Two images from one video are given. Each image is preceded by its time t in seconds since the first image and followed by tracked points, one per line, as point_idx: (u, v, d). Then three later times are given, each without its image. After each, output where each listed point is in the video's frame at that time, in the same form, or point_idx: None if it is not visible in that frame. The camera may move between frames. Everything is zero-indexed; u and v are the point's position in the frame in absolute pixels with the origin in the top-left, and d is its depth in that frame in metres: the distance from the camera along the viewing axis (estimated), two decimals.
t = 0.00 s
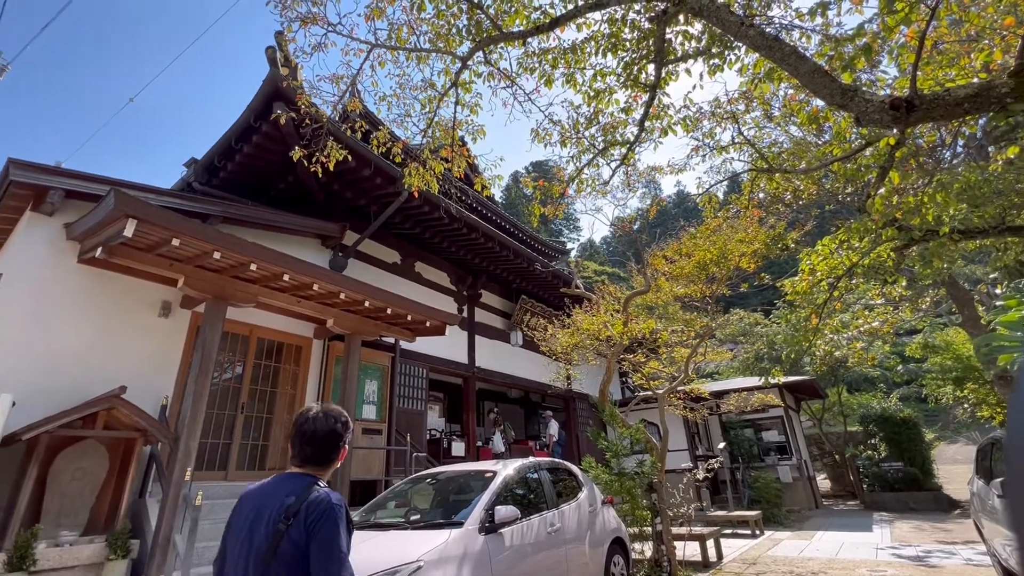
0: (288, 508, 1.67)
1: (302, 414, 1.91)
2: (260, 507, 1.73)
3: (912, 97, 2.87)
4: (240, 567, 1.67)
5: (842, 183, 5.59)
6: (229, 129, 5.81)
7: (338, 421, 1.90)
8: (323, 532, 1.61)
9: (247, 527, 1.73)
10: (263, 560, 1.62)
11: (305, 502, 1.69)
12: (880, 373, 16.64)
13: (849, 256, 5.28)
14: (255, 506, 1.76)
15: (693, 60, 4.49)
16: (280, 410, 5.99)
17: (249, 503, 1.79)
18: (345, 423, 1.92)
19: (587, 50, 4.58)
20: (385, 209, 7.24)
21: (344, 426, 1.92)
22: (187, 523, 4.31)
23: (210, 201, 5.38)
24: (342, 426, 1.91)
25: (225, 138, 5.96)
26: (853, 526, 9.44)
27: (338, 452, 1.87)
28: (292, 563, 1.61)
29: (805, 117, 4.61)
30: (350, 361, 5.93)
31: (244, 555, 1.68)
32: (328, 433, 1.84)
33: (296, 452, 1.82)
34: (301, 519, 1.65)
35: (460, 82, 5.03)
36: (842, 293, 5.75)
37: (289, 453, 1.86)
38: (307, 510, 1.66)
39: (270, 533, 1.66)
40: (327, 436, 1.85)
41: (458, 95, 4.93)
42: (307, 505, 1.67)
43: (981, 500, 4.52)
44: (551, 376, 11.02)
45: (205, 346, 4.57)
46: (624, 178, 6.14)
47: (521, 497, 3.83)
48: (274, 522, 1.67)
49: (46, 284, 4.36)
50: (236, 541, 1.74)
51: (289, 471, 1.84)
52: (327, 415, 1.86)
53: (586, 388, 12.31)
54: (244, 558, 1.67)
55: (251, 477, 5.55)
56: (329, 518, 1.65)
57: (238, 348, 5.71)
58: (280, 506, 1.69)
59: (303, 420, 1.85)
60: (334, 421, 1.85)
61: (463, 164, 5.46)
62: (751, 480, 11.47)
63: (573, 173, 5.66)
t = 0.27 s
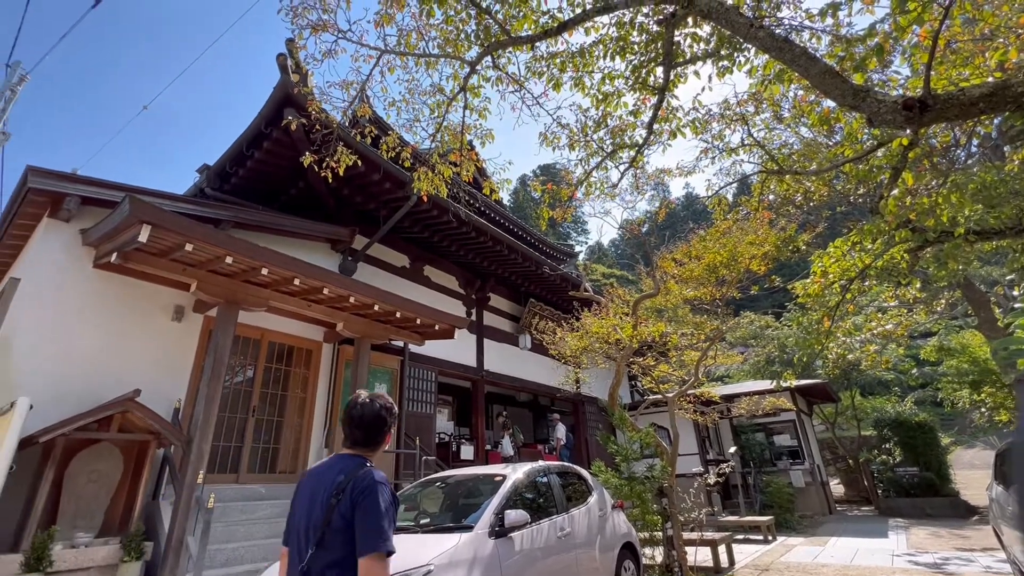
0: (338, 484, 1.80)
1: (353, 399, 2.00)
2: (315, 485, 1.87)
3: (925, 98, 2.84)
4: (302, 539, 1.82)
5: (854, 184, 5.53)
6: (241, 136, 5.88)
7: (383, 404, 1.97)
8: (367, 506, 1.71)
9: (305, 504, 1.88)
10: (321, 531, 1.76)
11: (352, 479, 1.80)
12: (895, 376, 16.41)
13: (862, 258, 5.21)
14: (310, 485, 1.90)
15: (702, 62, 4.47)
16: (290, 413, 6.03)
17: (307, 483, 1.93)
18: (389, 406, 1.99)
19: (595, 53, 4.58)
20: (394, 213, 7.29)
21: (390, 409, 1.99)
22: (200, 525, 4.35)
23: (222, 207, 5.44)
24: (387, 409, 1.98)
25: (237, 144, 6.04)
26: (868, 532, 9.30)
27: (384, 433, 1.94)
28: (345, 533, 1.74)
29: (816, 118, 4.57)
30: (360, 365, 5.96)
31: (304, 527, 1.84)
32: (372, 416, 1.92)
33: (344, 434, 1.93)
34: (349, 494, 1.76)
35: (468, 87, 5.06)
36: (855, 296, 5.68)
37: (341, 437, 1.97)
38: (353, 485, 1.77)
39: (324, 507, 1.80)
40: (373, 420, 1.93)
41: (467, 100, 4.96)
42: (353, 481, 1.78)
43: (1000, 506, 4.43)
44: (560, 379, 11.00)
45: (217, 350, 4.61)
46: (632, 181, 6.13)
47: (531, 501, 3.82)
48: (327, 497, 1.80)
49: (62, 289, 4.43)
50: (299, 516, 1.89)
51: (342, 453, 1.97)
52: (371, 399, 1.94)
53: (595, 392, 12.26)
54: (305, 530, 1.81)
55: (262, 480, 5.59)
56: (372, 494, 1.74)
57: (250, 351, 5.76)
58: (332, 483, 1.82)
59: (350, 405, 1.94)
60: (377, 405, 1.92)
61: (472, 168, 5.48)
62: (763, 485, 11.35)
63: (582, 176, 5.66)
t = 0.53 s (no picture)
0: (390, 489, 1.83)
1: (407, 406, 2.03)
2: (370, 488, 1.90)
3: (941, 97, 2.80)
4: (358, 539, 1.86)
5: (866, 184, 5.47)
6: (252, 141, 5.94)
7: (434, 413, 1.99)
8: (415, 513, 1.72)
9: (361, 506, 1.92)
10: (374, 533, 1.79)
11: (403, 484, 1.82)
12: (910, 379, 16.15)
13: (876, 259, 5.14)
14: (364, 487, 1.94)
15: (712, 64, 4.45)
16: (301, 416, 6.07)
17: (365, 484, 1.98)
18: (440, 414, 2.00)
19: (604, 56, 4.58)
20: (404, 217, 7.33)
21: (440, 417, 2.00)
22: (213, 528, 4.38)
23: (235, 212, 5.50)
24: (439, 418, 1.99)
25: (249, 150, 6.11)
26: (884, 537, 9.14)
27: (434, 441, 1.96)
28: (396, 538, 1.76)
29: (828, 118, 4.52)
30: (370, 367, 5.98)
31: (359, 528, 1.87)
32: (423, 424, 1.94)
33: (396, 440, 1.96)
34: (400, 499, 1.78)
35: (477, 91, 5.08)
36: (869, 297, 5.60)
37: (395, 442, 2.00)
38: (404, 491, 1.79)
39: (376, 511, 1.83)
40: (423, 427, 1.95)
41: (476, 104, 4.98)
42: (404, 486, 1.80)
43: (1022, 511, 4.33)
44: (570, 382, 10.96)
45: (229, 353, 4.66)
46: (642, 183, 6.11)
47: (541, 504, 3.80)
48: (380, 501, 1.83)
49: (79, 293, 4.51)
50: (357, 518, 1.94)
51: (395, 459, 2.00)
52: (422, 407, 1.96)
53: (605, 395, 12.21)
54: (360, 531, 1.86)
55: (274, 482, 5.62)
56: (422, 501, 1.74)
57: (261, 355, 5.82)
58: (384, 487, 1.85)
59: (402, 412, 1.97)
60: (428, 413, 1.94)
61: (481, 172, 5.49)
62: (775, 489, 11.22)
63: (591, 178, 5.65)
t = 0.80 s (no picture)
0: (466, 498, 1.95)
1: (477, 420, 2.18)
2: (443, 495, 2.03)
3: (959, 93, 2.75)
4: (431, 543, 1.97)
5: (881, 183, 5.39)
6: (265, 145, 6.01)
7: (502, 427, 2.13)
8: (493, 522, 1.85)
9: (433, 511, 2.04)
10: (451, 538, 1.91)
11: (479, 493, 1.96)
12: (927, 381, 15.88)
13: (891, 258, 5.06)
14: (436, 494, 2.06)
15: (723, 63, 4.42)
16: (313, 418, 6.11)
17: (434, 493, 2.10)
18: (507, 428, 2.14)
19: (614, 56, 4.56)
20: (413, 220, 7.37)
21: (508, 432, 2.14)
22: (227, 528, 4.41)
23: (247, 216, 5.57)
24: (506, 431, 2.13)
25: (261, 154, 6.18)
26: (902, 542, 8.98)
27: (503, 453, 2.10)
28: (473, 542, 1.90)
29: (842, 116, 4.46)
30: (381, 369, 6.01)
31: (433, 533, 1.99)
32: (493, 437, 2.08)
33: (469, 452, 2.09)
34: (476, 507, 1.92)
35: (487, 93, 5.08)
36: (885, 298, 5.51)
37: (466, 454, 2.14)
38: (480, 500, 1.93)
39: (453, 518, 1.95)
40: (494, 440, 2.08)
41: (486, 106, 4.98)
42: (481, 496, 1.94)
43: None
44: (580, 384, 10.93)
45: (243, 356, 4.71)
46: (652, 183, 6.07)
47: (553, 507, 3.79)
48: (456, 508, 1.96)
49: (96, 296, 4.59)
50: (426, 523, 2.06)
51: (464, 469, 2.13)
52: (492, 421, 2.10)
53: (615, 397, 12.14)
54: (434, 535, 1.97)
55: (286, 483, 5.66)
56: (499, 510, 1.88)
57: (274, 357, 5.87)
58: (460, 496, 1.98)
59: (476, 426, 2.11)
60: (498, 427, 2.08)
61: (491, 174, 5.50)
62: (790, 493, 11.07)
63: (601, 179, 5.63)
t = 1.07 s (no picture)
0: (532, 481, 1.96)
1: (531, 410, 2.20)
2: (507, 478, 2.02)
3: (979, 88, 2.70)
4: (496, 526, 1.95)
5: (897, 180, 5.30)
6: (277, 149, 6.07)
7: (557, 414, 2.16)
8: (565, 501, 1.89)
9: (496, 495, 2.03)
10: (519, 518, 1.91)
11: (544, 475, 1.98)
12: (947, 382, 15.57)
13: (910, 257, 4.97)
14: (498, 479, 2.06)
15: (736, 61, 4.38)
16: (326, 419, 6.15)
17: (492, 481, 2.09)
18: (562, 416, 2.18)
19: (625, 56, 4.54)
20: (424, 221, 7.39)
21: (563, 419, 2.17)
22: (242, 528, 4.46)
23: (261, 219, 5.63)
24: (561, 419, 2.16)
25: (274, 158, 6.25)
26: (921, 545, 8.83)
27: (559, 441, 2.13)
28: (542, 522, 1.90)
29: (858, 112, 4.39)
30: (393, 370, 6.04)
31: (498, 517, 1.97)
32: (552, 424, 2.10)
33: (528, 438, 2.11)
34: (544, 489, 1.93)
35: (497, 94, 5.09)
36: (902, 296, 5.42)
37: (522, 442, 2.15)
38: (548, 481, 1.95)
39: (517, 501, 1.94)
40: (551, 426, 2.10)
41: (496, 107, 4.99)
42: (547, 478, 1.96)
43: None
44: (592, 385, 10.89)
45: (257, 357, 4.75)
46: (664, 182, 6.03)
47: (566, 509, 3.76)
48: (521, 491, 1.95)
49: (115, 299, 4.67)
50: (487, 509, 2.04)
51: (519, 456, 2.13)
52: (549, 408, 2.13)
53: (627, 397, 12.07)
54: (499, 517, 1.95)
55: (300, 484, 5.70)
56: (568, 490, 1.91)
57: (287, 358, 5.92)
58: (524, 480, 1.98)
59: (532, 413, 2.13)
60: (556, 413, 2.11)
61: (501, 175, 5.50)
62: (806, 495, 10.92)
63: (612, 179, 5.60)
